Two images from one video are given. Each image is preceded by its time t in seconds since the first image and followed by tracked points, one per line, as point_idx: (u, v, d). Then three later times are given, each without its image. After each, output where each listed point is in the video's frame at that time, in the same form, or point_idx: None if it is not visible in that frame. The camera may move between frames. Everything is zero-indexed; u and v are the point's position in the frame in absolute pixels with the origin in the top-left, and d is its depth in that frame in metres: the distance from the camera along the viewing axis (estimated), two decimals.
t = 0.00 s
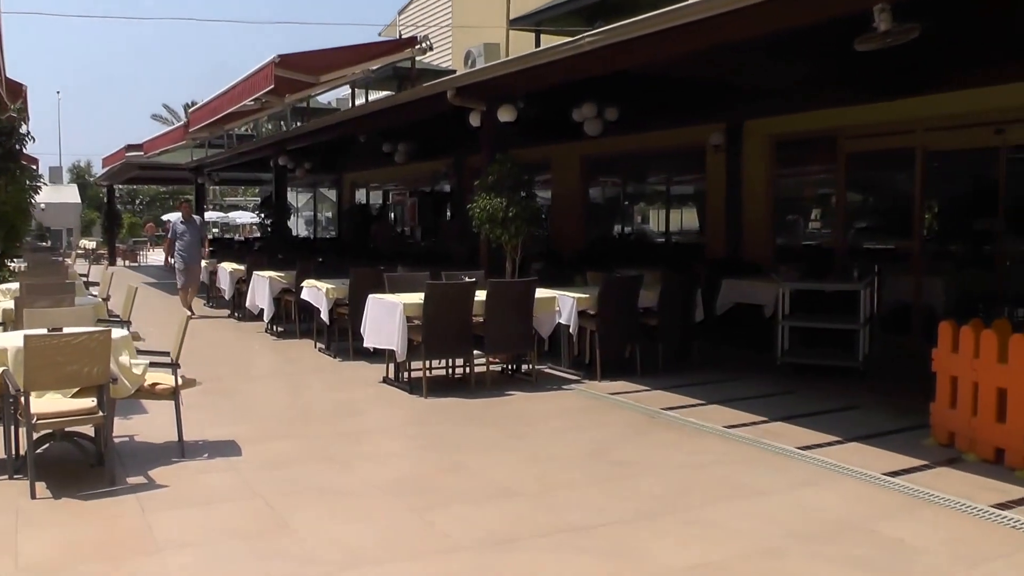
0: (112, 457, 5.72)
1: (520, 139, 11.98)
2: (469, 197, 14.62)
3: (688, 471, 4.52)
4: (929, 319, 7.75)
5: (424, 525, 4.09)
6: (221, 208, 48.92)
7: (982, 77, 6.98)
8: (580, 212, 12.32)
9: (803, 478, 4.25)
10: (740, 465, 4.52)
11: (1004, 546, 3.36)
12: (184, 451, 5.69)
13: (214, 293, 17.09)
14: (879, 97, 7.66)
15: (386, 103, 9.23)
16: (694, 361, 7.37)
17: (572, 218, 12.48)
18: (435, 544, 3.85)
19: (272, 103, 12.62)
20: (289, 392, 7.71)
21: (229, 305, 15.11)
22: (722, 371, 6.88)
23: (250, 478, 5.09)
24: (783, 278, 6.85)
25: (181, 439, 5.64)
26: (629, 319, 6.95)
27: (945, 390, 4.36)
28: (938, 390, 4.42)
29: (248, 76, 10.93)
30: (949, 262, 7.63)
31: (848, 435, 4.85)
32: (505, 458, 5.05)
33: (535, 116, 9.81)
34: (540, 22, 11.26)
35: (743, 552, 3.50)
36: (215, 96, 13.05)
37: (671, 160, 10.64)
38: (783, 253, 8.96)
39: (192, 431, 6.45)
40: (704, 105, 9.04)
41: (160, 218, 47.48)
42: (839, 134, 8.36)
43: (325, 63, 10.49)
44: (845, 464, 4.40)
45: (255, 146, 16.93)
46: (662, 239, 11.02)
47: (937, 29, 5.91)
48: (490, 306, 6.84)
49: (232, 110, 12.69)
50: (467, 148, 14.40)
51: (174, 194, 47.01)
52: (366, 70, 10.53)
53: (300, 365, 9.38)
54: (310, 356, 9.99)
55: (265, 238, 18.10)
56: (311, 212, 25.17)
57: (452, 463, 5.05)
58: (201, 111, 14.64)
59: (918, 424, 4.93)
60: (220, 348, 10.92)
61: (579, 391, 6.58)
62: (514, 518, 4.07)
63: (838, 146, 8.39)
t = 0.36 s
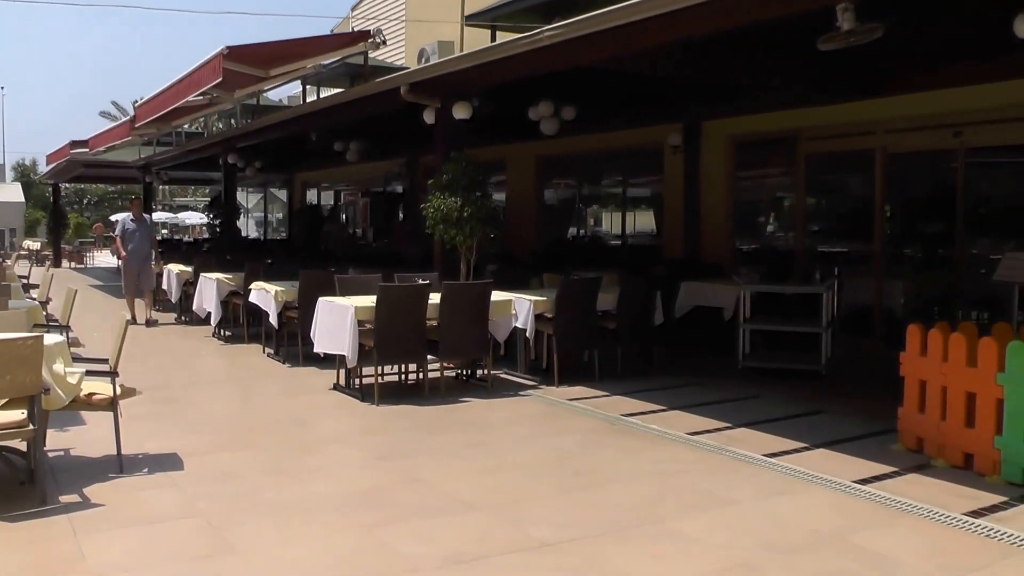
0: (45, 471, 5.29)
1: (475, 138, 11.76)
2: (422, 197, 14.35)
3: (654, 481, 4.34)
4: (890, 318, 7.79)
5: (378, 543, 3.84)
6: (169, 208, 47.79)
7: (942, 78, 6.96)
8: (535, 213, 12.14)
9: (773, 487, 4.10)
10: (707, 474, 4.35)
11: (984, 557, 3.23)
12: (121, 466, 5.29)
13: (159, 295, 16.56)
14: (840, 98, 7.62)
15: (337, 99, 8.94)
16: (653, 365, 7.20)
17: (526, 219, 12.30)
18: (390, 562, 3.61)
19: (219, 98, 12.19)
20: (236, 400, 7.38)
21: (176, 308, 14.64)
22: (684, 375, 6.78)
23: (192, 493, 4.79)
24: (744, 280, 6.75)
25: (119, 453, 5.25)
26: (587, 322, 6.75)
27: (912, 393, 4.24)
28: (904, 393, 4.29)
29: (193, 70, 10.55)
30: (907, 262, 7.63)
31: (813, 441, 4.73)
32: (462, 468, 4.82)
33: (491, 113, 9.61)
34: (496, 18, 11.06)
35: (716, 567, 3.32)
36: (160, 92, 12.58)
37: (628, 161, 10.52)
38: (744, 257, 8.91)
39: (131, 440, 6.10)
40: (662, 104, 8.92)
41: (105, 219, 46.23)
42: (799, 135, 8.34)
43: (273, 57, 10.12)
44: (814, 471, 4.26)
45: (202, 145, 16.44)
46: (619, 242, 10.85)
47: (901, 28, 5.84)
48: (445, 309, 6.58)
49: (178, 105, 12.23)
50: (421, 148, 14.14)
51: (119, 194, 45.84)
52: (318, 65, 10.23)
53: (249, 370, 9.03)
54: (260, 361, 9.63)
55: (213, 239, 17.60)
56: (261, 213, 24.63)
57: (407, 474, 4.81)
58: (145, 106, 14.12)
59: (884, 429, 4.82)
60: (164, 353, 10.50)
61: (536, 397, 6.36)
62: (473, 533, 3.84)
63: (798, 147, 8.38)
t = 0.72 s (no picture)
0: None
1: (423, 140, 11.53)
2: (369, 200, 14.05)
3: (613, 495, 4.18)
4: (846, 327, 7.71)
5: (326, 567, 3.61)
6: (109, 209, 46.48)
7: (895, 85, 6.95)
8: (483, 218, 11.95)
9: (736, 500, 3.97)
10: (668, 488, 4.21)
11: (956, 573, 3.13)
12: (52, 485, 4.94)
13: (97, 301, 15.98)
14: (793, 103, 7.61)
15: (283, 97, 8.63)
16: (606, 373, 7.05)
17: (474, 224, 12.10)
18: None
19: (160, 95, 11.75)
20: (176, 411, 7.03)
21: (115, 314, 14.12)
22: (640, 382, 6.65)
23: (125, 513, 4.48)
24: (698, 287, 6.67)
25: (49, 472, 4.90)
26: (539, 330, 6.55)
27: (876, 402, 4.17)
28: (868, 403, 4.22)
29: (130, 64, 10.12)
30: (862, 268, 7.66)
31: (775, 451, 4.62)
32: (413, 483, 4.61)
33: (441, 114, 9.40)
34: (446, 17, 10.84)
35: None
36: (97, 88, 12.07)
37: (579, 165, 10.41)
38: (698, 263, 8.84)
39: (62, 456, 5.75)
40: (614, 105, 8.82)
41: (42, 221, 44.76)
42: (754, 144, 8.30)
43: (216, 52, 9.74)
44: (777, 483, 4.15)
45: (142, 144, 15.88)
46: (569, 247, 10.72)
47: (859, 35, 5.79)
48: (394, 316, 6.33)
49: (116, 101, 11.75)
50: (369, 149, 13.85)
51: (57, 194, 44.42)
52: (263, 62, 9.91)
53: (190, 379, 8.66)
54: (202, 369, 9.26)
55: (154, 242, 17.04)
56: (205, 214, 23.99)
57: (356, 490, 4.58)
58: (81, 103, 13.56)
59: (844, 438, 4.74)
60: (102, 362, 10.05)
61: (486, 407, 6.11)
62: (427, 555, 3.64)
63: (753, 155, 8.34)
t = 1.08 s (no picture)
0: None
1: (368, 144, 11.20)
2: (313, 206, 13.65)
3: (571, 517, 3.94)
4: (803, 337, 7.70)
5: None
6: (45, 214, 44.94)
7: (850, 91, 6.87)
8: (428, 225, 11.66)
9: (700, 521, 3.76)
10: (628, 508, 3.98)
11: None
12: None
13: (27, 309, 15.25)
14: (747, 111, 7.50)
15: (223, 96, 8.24)
16: (559, 385, 6.81)
17: (421, 232, 11.79)
18: None
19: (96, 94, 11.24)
20: (105, 428, 6.60)
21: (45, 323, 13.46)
22: (597, 394, 6.44)
23: (39, 539, 4.09)
24: (652, 296, 6.51)
25: None
26: (488, 341, 6.28)
27: (842, 417, 4.02)
28: (835, 418, 4.07)
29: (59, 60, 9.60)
30: (819, 277, 7.55)
31: (738, 469, 4.43)
32: (356, 506, 4.30)
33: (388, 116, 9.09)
34: (392, 16, 10.55)
35: None
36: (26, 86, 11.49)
37: (529, 170, 10.21)
38: (649, 272, 8.84)
39: None
40: (565, 107, 8.63)
41: None
42: (710, 148, 8.26)
43: (151, 49, 9.28)
44: (742, 503, 3.95)
45: (75, 146, 15.23)
46: (518, 255, 10.49)
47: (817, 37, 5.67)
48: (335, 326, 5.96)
49: (46, 100, 11.19)
50: (313, 153, 13.45)
51: None
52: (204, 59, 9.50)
53: (125, 392, 8.19)
54: (137, 382, 8.78)
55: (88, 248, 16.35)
56: (143, 221, 23.19)
57: (294, 514, 4.26)
58: (9, 101, 12.92)
59: (806, 454, 4.58)
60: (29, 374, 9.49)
61: (433, 421, 5.78)
62: None
63: (708, 160, 8.29)
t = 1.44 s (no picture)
0: None
1: (308, 140, 10.81)
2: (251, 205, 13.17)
3: (521, 534, 3.68)
4: (757, 340, 7.57)
5: None
6: None
7: (803, 90, 6.76)
8: (369, 225, 11.33)
9: (657, 538, 3.54)
10: (581, 524, 3.74)
11: None
12: None
13: None
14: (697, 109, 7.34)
15: (152, 88, 7.80)
16: (505, 392, 6.54)
17: (361, 232, 11.44)
18: None
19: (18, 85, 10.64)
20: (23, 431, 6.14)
21: None
22: (545, 401, 6.21)
23: None
24: (601, 298, 6.32)
25: None
26: (430, 347, 5.98)
27: (805, 427, 3.91)
28: (797, 427, 3.96)
29: None
30: (772, 279, 7.45)
31: (693, 480, 4.23)
32: (289, 521, 3.97)
33: (328, 109, 8.74)
34: (333, 7, 10.21)
35: None
36: None
37: (474, 169, 9.95)
38: (597, 273, 8.66)
39: None
40: (513, 102, 8.39)
41: None
42: (660, 147, 8.12)
43: (75, 39, 8.77)
44: (699, 517, 3.75)
45: None
46: (462, 255, 10.20)
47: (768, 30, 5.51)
48: (269, 333, 5.53)
49: None
50: (251, 150, 12.99)
51: None
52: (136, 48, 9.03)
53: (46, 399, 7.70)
54: (60, 389, 8.28)
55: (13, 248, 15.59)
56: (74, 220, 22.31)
57: (221, 527, 3.91)
58: None
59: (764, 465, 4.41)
60: None
61: (373, 433, 5.44)
62: None
63: (659, 159, 8.14)
